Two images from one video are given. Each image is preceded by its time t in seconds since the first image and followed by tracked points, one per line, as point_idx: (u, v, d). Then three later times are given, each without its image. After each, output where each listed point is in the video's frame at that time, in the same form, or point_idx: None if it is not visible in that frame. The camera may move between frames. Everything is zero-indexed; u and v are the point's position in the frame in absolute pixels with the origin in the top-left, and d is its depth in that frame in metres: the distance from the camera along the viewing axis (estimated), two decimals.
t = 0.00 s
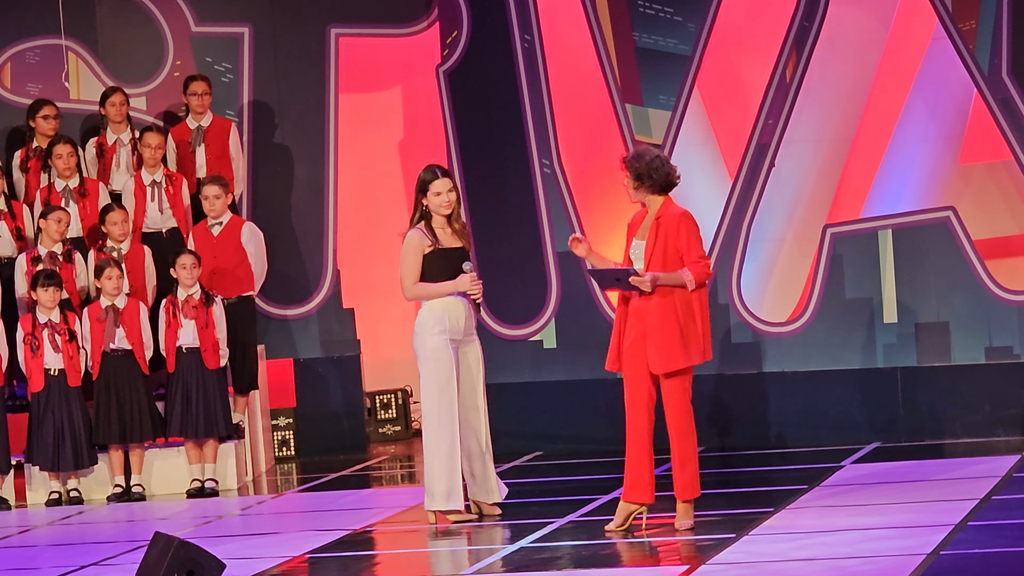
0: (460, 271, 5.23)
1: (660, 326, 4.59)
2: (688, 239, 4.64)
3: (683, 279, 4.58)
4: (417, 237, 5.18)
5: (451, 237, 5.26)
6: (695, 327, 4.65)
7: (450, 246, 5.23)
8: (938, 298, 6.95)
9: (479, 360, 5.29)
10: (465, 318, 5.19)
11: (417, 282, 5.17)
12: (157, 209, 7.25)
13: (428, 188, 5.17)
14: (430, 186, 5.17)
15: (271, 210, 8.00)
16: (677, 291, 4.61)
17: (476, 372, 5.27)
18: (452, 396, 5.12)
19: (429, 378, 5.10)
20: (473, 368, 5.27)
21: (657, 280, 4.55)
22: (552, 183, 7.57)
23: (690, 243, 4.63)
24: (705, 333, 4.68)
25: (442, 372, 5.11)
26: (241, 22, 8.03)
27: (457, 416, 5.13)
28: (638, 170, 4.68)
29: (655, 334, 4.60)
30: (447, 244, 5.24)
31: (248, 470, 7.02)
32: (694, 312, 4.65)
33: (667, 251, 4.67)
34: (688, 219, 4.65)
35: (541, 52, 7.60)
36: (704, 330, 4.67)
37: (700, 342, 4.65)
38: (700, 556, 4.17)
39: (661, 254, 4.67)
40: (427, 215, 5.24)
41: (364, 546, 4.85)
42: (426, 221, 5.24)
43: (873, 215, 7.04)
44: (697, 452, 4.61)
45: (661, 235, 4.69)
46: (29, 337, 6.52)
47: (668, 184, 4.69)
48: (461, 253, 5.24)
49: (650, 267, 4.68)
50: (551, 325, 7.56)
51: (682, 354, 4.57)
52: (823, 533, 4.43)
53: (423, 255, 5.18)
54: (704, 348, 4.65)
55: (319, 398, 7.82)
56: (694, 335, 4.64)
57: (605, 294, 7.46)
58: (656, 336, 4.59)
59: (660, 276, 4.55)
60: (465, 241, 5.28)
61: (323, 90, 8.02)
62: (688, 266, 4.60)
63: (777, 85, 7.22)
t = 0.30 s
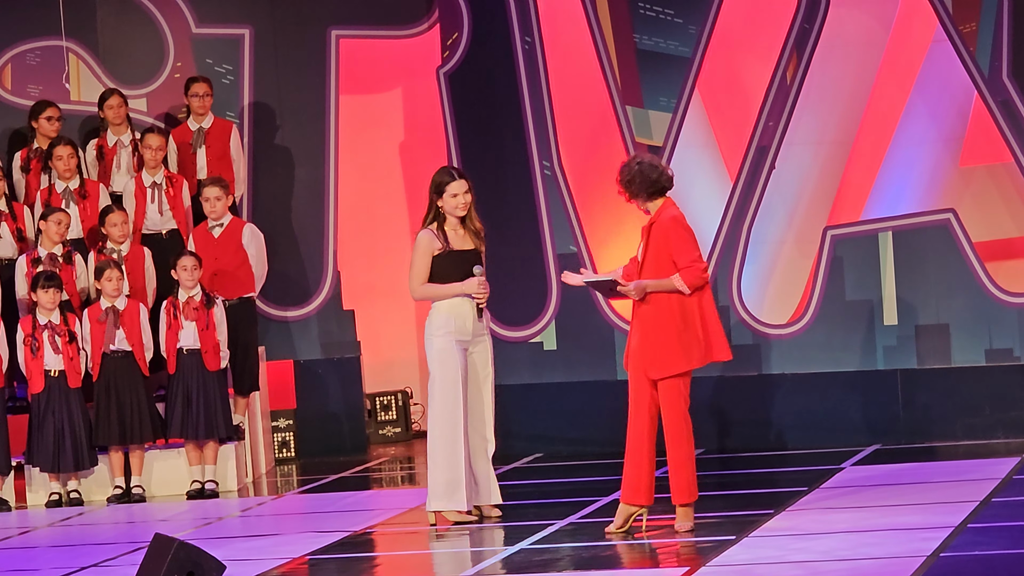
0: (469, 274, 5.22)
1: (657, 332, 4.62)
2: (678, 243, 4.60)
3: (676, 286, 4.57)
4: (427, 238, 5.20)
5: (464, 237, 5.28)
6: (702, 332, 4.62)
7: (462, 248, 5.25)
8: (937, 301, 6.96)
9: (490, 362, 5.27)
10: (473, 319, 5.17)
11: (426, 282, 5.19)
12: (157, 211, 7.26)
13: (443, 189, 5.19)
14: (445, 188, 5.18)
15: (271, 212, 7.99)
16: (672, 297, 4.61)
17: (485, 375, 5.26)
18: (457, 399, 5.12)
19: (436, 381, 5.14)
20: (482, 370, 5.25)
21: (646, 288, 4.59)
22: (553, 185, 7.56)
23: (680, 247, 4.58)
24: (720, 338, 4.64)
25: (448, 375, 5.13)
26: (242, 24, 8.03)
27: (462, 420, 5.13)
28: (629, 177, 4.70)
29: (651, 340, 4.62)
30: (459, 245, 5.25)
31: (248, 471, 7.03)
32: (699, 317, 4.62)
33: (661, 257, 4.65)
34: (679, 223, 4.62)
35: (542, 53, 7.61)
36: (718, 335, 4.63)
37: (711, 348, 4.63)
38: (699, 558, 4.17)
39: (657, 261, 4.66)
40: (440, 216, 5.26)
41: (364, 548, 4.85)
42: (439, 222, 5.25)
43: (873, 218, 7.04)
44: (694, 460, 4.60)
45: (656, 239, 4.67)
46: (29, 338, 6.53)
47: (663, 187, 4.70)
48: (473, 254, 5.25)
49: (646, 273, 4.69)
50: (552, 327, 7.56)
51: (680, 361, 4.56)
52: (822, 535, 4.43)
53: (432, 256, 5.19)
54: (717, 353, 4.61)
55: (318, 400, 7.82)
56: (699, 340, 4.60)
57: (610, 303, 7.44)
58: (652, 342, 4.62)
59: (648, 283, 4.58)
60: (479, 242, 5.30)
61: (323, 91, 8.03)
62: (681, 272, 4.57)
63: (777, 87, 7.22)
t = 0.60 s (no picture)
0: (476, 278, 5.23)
1: (654, 332, 4.63)
2: (674, 242, 4.60)
3: (671, 286, 4.57)
4: (436, 239, 5.21)
5: (473, 239, 5.28)
6: (695, 333, 4.59)
7: (470, 250, 5.25)
8: (939, 301, 6.96)
9: (495, 365, 5.25)
10: (477, 323, 5.17)
11: (434, 283, 5.20)
12: (158, 211, 7.26)
13: (454, 191, 5.19)
14: (455, 190, 5.18)
15: (272, 213, 8.00)
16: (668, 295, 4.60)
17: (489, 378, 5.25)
18: (462, 402, 5.11)
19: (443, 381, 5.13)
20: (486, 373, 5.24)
21: (642, 289, 4.60)
22: (554, 185, 7.56)
23: (675, 247, 4.58)
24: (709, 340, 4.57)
25: (451, 378, 5.12)
26: (244, 24, 8.04)
27: (468, 423, 5.12)
28: (625, 179, 4.70)
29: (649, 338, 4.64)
30: (468, 247, 5.26)
31: (249, 472, 7.03)
32: (693, 317, 4.59)
33: (657, 257, 4.64)
34: (673, 222, 4.61)
35: (544, 54, 7.61)
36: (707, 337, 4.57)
37: (701, 349, 4.57)
38: (700, 559, 4.17)
39: (653, 262, 4.65)
40: (449, 218, 5.26)
41: (365, 548, 4.85)
42: (449, 224, 5.26)
43: (875, 218, 7.04)
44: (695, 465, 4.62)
45: (652, 240, 4.67)
46: (31, 338, 6.53)
47: (660, 189, 4.68)
48: (481, 258, 5.26)
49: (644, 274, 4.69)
50: (553, 327, 7.56)
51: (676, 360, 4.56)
52: (823, 536, 4.43)
53: (439, 258, 5.20)
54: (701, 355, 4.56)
55: (320, 400, 7.82)
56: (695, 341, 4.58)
57: (610, 303, 7.44)
58: (650, 341, 4.63)
59: (643, 284, 4.59)
60: (488, 245, 5.30)
61: (325, 92, 8.03)
62: (677, 272, 4.57)
63: (779, 88, 7.22)
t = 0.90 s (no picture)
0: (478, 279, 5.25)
1: (658, 330, 4.62)
2: (679, 241, 4.59)
3: (676, 283, 4.56)
4: (441, 239, 5.22)
5: (478, 240, 5.28)
6: (698, 329, 4.57)
7: (475, 252, 5.26)
8: (942, 301, 6.95)
9: (496, 364, 5.24)
10: (476, 324, 5.17)
11: (436, 282, 5.22)
12: (162, 211, 7.26)
13: (459, 193, 5.18)
14: (460, 192, 5.18)
15: (276, 212, 8.00)
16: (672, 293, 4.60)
17: (491, 377, 5.23)
18: (461, 402, 5.14)
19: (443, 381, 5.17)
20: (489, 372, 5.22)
21: (648, 287, 4.61)
22: (558, 185, 7.56)
23: (680, 245, 4.58)
24: (709, 337, 4.56)
25: (450, 379, 5.15)
26: (247, 24, 8.04)
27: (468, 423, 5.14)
28: (630, 177, 4.70)
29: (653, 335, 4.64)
30: (472, 247, 5.26)
31: (253, 472, 7.03)
32: (698, 316, 4.58)
33: (663, 255, 4.65)
34: (678, 220, 4.62)
35: (547, 54, 7.60)
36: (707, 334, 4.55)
37: (702, 347, 4.56)
38: (704, 559, 4.17)
39: (659, 260, 4.66)
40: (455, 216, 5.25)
41: (369, 548, 4.85)
42: (455, 224, 5.26)
43: (878, 219, 7.03)
44: (699, 454, 4.60)
45: (657, 238, 4.67)
46: (35, 338, 6.53)
47: (665, 188, 4.68)
48: (486, 259, 5.27)
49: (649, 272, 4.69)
50: (557, 327, 7.55)
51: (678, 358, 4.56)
52: (826, 536, 4.42)
53: (442, 258, 5.21)
54: (700, 353, 4.54)
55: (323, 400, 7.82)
56: (697, 337, 4.56)
57: (615, 304, 7.43)
58: (653, 339, 4.63)
59: (650, 282, 4.61)
60: (494, 246, 5.31)
61: (328, 92, 8.04)
62: (682, 269, 4.56)
63: (783, 88, 7.21)
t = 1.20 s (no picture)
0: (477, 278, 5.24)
1: (665, 330, 4.62)
2: (687, 239, 4.59)
3: (685, 281, 4.56)
4: (440, 238, 5.22)
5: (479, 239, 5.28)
6: (706, 328, 4.59)
7: (475, 251, 5.26)
8: (947, 301, 6.93)
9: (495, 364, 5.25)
10: (472, 323, 5.17)
11: (435, 280, 5.23)
12: (167, 211, 7.26)
13: (460, 193, 5.18)
14: (461, 192, 5.17)
15: (280, 212, 8.00)
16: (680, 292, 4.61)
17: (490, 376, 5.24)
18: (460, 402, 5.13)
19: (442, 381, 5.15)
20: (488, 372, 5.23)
21: (656, 285, 4.60)
22: (563, 185, 7.56)
23: (688, 243, 4.58)
24: (719, 336, 4.57)
25: (449, 378, 5.14)
26: (252, 24, 8.04)
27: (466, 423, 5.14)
28: (635, 177, 4.70)
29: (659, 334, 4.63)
30: (472, 246, 5.26)
31: (257, 472, 7.03)
32: (706, 316, 4.60)
33: (670, 254, 4.64)
34: (685, 219, 4.61)
35: (552, 54, 7.60)
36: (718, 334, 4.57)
37: (712, 347, 4.57)
38: (709, 559, 4.16)
39: (666, 258, 4.65)
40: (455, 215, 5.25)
41: (374, 548, 4.84)
42: (455, 224, 5.26)
43: (883, 219, 7.02)
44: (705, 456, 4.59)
45: (663, 237, 4.67)
46: (40, 338, 6.53)
47: (670, 186, 4.68)
48: (485, 258, 5.26)
49: (655, 271, 4.68)
50: (562, 327, 7.55)
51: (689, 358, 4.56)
52: (831, 536, 4.42)
53: (442, 257, 5.22)
54: (712, 353, 4.56)
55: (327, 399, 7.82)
56: (708, 337, 4.58)
57: (620, 305, 7.42)
58: (661, 338, 4.62)
59: (658, 279, 4.60)
60: (494, 245, 5.30)
61: (333, 92, 8.04)
62: (691, 267, 4.56)
63: (788, 88, 7.20)
